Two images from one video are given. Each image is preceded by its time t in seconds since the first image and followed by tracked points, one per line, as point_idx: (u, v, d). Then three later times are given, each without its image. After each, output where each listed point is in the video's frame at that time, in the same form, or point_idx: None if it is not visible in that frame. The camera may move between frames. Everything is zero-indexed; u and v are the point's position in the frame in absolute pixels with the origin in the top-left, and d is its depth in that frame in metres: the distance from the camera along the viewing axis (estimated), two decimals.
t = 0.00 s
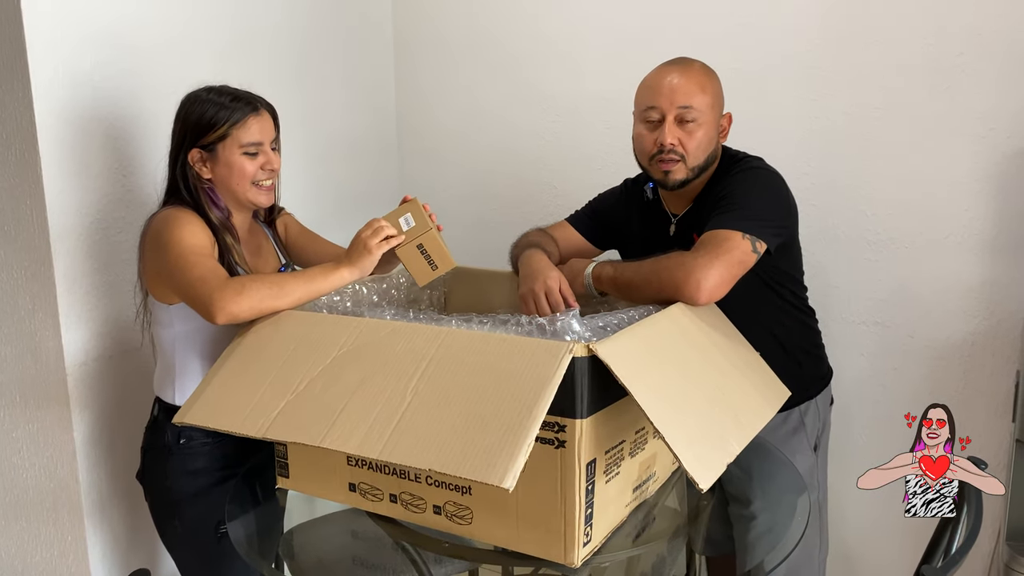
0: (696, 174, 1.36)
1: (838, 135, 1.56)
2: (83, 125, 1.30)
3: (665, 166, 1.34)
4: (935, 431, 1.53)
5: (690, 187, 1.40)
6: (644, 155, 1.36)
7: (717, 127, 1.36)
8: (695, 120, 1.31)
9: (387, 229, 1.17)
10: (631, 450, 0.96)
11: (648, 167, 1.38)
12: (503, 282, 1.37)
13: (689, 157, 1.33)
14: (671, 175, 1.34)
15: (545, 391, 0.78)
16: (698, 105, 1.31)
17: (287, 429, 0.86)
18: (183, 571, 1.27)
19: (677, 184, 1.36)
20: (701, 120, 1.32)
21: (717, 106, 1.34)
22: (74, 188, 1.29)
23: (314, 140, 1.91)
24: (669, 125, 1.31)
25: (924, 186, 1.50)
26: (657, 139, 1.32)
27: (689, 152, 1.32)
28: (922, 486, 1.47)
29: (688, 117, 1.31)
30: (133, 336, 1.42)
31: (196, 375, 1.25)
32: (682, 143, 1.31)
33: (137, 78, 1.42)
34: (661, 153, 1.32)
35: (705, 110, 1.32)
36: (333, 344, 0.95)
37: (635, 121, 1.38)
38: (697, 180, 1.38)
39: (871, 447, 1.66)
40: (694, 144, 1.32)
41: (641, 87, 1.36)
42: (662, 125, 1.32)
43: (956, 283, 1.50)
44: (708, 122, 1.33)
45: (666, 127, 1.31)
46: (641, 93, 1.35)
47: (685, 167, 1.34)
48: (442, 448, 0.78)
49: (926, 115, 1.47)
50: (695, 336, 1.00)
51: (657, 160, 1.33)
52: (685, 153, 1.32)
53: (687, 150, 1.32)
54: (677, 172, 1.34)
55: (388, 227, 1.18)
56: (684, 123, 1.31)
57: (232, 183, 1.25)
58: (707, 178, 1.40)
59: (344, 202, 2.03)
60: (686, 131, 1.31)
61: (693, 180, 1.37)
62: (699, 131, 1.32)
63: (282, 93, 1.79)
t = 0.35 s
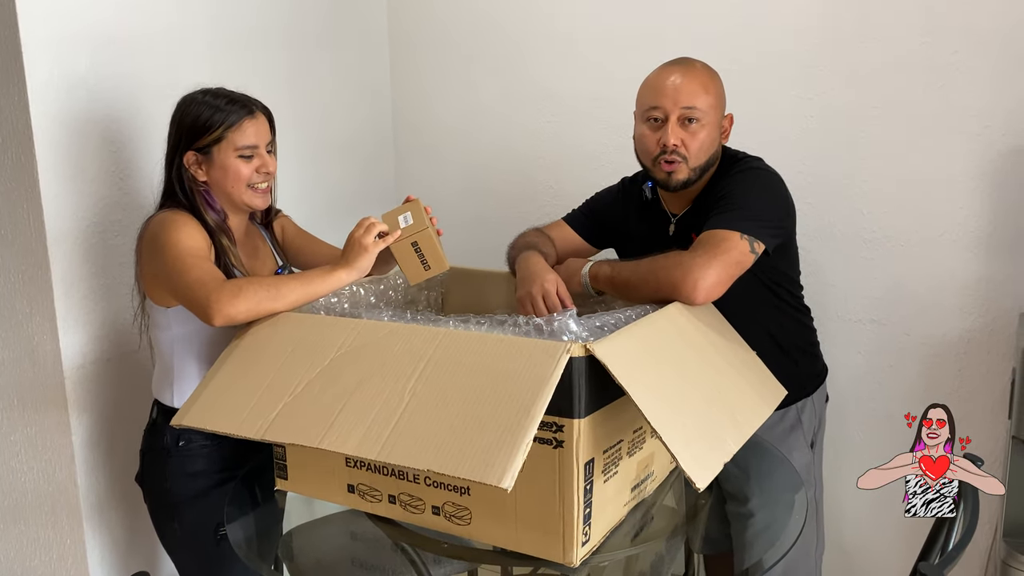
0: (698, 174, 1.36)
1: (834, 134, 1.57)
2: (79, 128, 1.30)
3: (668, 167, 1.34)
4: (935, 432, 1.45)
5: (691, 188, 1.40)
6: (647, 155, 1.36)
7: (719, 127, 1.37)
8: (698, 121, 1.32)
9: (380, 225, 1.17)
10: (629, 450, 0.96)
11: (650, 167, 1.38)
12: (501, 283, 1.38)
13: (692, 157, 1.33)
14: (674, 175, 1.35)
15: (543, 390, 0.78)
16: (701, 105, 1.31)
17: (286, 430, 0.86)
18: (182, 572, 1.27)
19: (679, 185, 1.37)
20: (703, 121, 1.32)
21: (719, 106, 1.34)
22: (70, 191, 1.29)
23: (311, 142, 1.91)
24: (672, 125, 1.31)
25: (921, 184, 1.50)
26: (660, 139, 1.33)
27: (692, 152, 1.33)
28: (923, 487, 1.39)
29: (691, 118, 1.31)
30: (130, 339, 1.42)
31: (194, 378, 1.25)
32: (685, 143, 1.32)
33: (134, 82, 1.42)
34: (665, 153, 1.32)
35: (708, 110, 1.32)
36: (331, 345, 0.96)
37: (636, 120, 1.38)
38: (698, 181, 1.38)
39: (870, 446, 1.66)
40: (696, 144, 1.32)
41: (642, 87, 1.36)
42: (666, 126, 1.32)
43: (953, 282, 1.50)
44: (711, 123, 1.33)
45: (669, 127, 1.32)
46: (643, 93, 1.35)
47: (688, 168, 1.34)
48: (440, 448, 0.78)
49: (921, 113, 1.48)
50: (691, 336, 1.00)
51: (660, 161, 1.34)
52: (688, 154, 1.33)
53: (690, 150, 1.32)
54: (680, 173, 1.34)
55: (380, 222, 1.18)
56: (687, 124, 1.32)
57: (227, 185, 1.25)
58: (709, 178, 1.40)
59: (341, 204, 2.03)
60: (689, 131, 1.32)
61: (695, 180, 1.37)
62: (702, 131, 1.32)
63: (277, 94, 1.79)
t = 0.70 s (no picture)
0: (685, 180, 1.36)
1: (831, 133, 1.57)
2: (76, 130, 1.30)
3: (654, 171, 1.34)
4: (935, 432, 1.43)
5: (684, 191, 1.40)
6: (636, 158, 1.37)
7: (711, 132, 1.36)
8: (686, 127, 1.31)
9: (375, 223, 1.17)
10: (628, 449, 0.96)
11: (640, 170, 1.39)
12: (498, 283, 1.38)
13: (678, 163, 1.33)
14: (659, 179, 1.35)
15: (542, 390, 0.78)
16: (690, 111, 1.31)
17: (285, 433, 0.86)
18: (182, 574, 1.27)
19: (665, 190, 1.37)
20: (692, 127, 1.32)
21: (710, 112, 1.34)
22: (68, 194, 1.29)
23: (308, 143, 1.91)
24: (658, 130, 1.32)
25: (919, 183, 1.50)
26: (646, 143, 1.33)
27: (678, 158, 1.33)
28: (923, 487, 1.40)
29: (678, 123, 1.31)
30: (129, 342, 1.42)
31: (192, 380, 1.25)
32: (671, 149, 1.32)
33: (131, 84, 1.42)
34: (650, 157, 1.33)
35: (697, 117, 1.32)
36: (330, 347, 0.95)
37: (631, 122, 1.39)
38: (686, 186, 1.38)
39: (870, 445, 1.66)
40: (683, 151, 1.32)
41: (637, 89, 1.37)
42: (652, 130, 1.32)
43: (951, 280, 1.50)
44: (699, 129, 1.32)
45: (655, 131, 1.32)
46: (636, 96, 1.36)
47: (674, 173, 1.34)
48: (440, 449, 0.78)
49: (918, 112, 1.48)
50: (690, 336, 1.00)
51: (646, 164, 1.34)
52: (674, 159, 1.32)
53: (675, 156, 1.32)
54: (665, 177, 1.35)
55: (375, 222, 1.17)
56: (674, 129, 1.32)
57: (224, 187, 1.25)
58: (699, 183, 1.40)
59: (339, 206, 2.04)
60: (675, 137, 1.32)
61: (682, 185, 1.37)
62: (690, 138, 1.32)
63: (273, 95, 1.79)
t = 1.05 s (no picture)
0: (658, 176, 1.37)
1: (830, 131, 1.57)
2: (76, 131, 1.30)
3: (628, 163, 1.38)
4: (935, 433, 1.49)
5: (676, 184, 1.42)
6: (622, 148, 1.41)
7: (690, 130, 1.34)
8: (653, 124, 1.32)
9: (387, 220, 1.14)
10: (629, 448, 0.96)
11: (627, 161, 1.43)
12: (499, 283, 1.38)
13: (646, 159, 1.35)
14: (632, 172, 1.38)
15: (544, 392, 0.78)
16: (658, 109, 1.32)
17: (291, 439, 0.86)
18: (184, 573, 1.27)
19: (640, 183, 1.39)
20: (663, 124, 1.32)
21: (686, 110, 1.33)
22: (68, 194, 1.29)
23: (308, 143, 1.91)
24: (628, 124, 1.35)
25: (919, 182, 1.50)
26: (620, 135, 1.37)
27: (646, 153, 1.34)
28: (922, 486, 1.42)
29: (646, 120, 1.33)
30: (130, 342, 1.42)
31: (193, 380, 1.25)
32: (638, 143, 1.34)
33: (131, 84, 1.42)
34: (620, 149, 1.37)
35: (666, 114, 1.32)
36: (331, 349, 0.95)
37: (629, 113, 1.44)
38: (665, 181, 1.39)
39: (871, 445, 1.66)
40: (651, 147, 1.33)
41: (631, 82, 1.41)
42: (625, 124, 1.36)
43: (951, 279, 1.50)
44: (670, 127, 1.32)
45: (626, 125, 1.35)
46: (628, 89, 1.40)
47: (642, 168, 1.36)
48: (445, 454, 0.78)
49: (919, 110, 1.48)
50: (691, 335, 1.00)
51: (620, 156, 1.39)
52: (641, 154, 1.35)
53: (642, 151, 1.34)
54: (636, 171, 1.37)
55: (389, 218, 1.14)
56: (644, 124, 1.34)
57: (226, 185, 1.25)
58: (682, 178, 1.40)
59: (339, 206, 2.04)
60: (644, 133, 1.34)
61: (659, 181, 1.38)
62: (658, 134, 1.33)
63: (273, 94, 1.79)
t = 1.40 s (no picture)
0: (661, 173, 1.36)
1: (831, 129, 1.57)
2: (77, 129, 1.30)
3: (629, 161, 1.38)
4: (935, 432, 1.50)
5: (677, 181, 1.42)
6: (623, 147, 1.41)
7: (691, 126, 1.34)
8: (654, 120, 1.32)
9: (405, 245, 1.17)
10: (631, 445, 0.96)
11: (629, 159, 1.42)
12: (500, 281, 1.38)
13: (648, 156, 1.34)
14: (634, 170, 1.38)
15: (544, 388, 0.78)
16: (659, 105, 1.31)
17: (289, 433, 0.86)
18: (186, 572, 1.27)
19: (642, 181, 1.39)
20: (663, 120, 1.32)
21: (686, 105, 1.32)
22: (69, 193, 1.29)
23: (309, 141, 1.91)
24: (629, 122, 1.35)
25: (919, 181, 1.50)
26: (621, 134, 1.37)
27: (648, 150, 1.34)
28: (923, 486, 1.41)
29: (647, 117, 1.32)
30: (131, 340, 1.42)
31: (195, 378, 1.25)
32: (640, 141, 1.34)
33: (132, 82, 1.42)
34: (621, 147, 1.37)
35: (666, 111, 1.31)
36: (332, 346, 0.95)
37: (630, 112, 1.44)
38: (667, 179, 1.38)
39: (871, 444, 1.66)
40: (652, 144, 1.33)
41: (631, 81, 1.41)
42: (626, 122, 1.36)
43: (952, 278, 1.50)
44: (671, 123, 1.32)
45: (626, 123, 1.35)
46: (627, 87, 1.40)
47: (645, 165, 1.36)
48: (443, 449, 0.78)
49: (920, 108, 1.48)
50: (692, 332, 1.00)
51: (622, 154, 1.38)
52: (643, 151, 1.35)
53: (643, 148, 1.34)
54: (638, 169, 1.37)
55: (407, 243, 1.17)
56: (644, 122, 1.33)
57: (229, 180, 1.25)
58: (684, 175, 1.40)
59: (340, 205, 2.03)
60: (645, 130, 1.33)
61: (661, 178, 1.38)
62: (658, 131, 1.32)
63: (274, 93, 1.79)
